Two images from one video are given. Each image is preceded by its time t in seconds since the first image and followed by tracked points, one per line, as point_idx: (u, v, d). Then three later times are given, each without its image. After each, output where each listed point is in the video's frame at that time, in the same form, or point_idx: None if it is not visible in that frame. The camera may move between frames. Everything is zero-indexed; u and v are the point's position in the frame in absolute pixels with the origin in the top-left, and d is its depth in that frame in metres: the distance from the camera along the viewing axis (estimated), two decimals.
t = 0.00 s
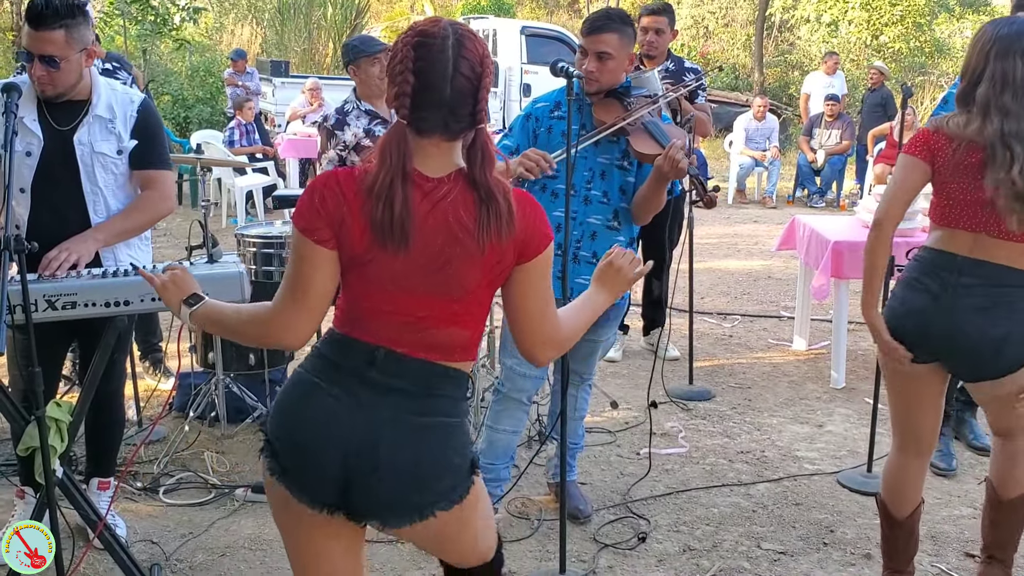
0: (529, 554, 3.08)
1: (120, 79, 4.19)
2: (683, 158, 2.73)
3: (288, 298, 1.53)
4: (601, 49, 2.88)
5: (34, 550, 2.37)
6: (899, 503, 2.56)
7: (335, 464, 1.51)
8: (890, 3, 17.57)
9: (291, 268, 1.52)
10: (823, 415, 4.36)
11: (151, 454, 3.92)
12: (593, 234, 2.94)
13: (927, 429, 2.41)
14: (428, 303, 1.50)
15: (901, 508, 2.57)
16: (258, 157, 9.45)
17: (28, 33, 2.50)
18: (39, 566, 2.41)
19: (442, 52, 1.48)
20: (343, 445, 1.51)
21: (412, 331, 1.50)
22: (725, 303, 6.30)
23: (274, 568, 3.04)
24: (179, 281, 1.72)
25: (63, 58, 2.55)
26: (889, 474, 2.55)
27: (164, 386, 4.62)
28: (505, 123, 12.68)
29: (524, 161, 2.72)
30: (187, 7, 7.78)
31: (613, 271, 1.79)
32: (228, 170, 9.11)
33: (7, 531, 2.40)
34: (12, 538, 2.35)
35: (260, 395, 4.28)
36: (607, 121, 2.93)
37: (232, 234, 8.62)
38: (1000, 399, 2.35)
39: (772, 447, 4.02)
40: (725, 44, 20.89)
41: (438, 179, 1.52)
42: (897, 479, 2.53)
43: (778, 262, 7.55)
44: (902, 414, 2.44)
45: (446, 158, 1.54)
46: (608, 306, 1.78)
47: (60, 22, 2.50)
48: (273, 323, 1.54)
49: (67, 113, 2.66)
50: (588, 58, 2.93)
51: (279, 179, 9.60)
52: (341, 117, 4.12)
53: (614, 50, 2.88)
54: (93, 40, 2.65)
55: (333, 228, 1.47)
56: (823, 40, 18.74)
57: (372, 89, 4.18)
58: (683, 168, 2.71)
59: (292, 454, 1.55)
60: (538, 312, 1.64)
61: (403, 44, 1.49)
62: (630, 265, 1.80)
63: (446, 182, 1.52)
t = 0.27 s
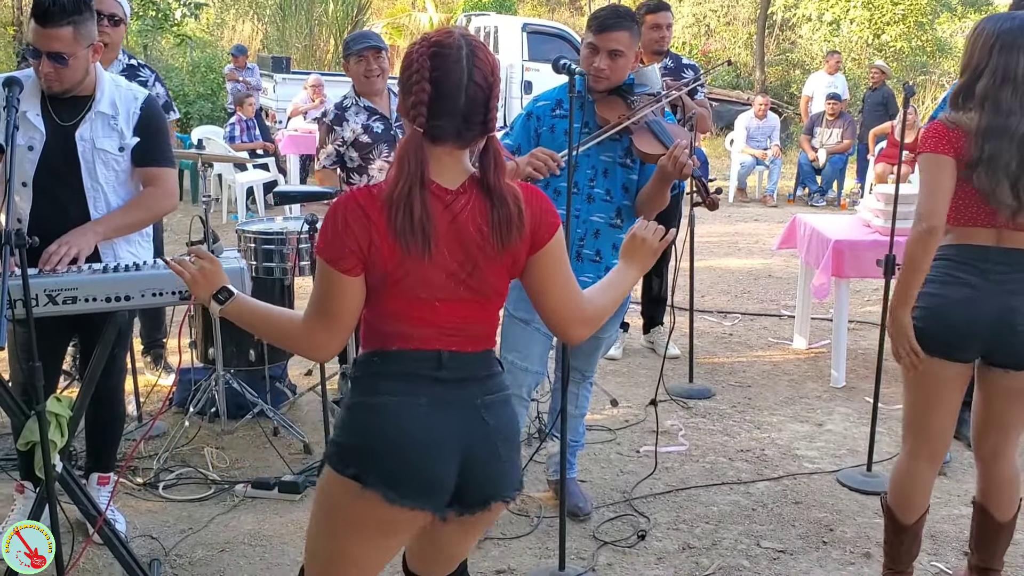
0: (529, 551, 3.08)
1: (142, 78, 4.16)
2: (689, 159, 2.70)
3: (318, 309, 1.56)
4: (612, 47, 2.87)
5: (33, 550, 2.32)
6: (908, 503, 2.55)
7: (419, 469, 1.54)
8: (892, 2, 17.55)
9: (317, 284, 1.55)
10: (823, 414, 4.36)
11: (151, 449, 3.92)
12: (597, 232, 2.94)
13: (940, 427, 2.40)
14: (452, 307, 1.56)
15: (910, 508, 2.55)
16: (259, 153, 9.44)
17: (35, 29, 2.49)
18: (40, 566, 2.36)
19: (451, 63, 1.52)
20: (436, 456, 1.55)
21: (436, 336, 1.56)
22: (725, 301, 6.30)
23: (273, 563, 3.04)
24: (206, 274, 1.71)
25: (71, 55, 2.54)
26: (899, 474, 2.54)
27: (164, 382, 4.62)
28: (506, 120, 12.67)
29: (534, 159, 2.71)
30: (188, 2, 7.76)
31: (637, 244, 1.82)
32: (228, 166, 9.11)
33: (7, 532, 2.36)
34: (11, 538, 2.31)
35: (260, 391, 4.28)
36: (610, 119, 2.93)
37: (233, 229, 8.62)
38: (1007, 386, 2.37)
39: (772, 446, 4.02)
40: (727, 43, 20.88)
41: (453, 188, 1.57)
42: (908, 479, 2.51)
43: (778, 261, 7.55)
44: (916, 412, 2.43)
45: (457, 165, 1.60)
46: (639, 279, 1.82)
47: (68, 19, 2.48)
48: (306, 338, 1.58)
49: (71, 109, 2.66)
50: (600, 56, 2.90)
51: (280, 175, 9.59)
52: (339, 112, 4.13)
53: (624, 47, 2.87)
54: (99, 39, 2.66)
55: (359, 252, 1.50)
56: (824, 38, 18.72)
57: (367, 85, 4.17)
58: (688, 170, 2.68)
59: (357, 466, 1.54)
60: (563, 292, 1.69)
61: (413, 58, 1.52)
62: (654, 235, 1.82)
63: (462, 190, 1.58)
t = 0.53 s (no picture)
0: (527, 550, 3.09)
1: (165, 81, 4.12)
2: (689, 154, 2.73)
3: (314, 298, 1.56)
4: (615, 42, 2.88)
5: (33, 550, 2.32)
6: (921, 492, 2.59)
7: (440, 463, 1.59)
8: (892, 2, 17.56)
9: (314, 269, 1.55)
10: (821, 414, 4.37)
11: (150, 446, 3.93)
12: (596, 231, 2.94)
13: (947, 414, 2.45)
14: (449, 295, 1.58)
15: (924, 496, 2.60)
16: (259, 150, 9.44)
17: (45, 30, 2.49)
18: (40, 566, 2.36)
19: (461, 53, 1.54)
20: (445, 435, 1.59)
21: (432, 326, 1.58)
22: (724, 301, 6.31)
23: (272, 561, 3.05)
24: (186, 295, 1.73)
25: (83, 56, 2.56)
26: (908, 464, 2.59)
27: (163, 379, 4.63)
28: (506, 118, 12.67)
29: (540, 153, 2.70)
30: None
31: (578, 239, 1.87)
32: (228, 163, 9.11)
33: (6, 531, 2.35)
34: (12, 539, 2.30)
35: (260, 388, 4.29)
36: (607, 116, 2.96)
37: (232, 227, 8.63)
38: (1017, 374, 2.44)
39: (770, 446, 4.03)
40: (727, 42, 20.88)
41: (456, 173, 1.58)
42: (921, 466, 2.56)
43: (777, 261, 7.56)
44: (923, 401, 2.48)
45: (461, 151, 1.60)
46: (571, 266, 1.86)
47: (79, 20, 2.50)
48: (300, 326, 1.58)
49: (75, 109, 2.66)
50: (605, 51, 2.89)
51: (279, 173, 9.59)
52: (337, 111, 4.15)
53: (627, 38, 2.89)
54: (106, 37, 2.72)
55: (360, 229, 1.50)
56: (824, 39, 18.72)
57: (363, 83, 4.16)
58: (689, 166, 2.70)
59: (383, 470, 1.59)
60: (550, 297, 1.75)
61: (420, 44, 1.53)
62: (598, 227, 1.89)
63: (464, 176, 1.59)
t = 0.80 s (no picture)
0: (525, 548, 3.10)
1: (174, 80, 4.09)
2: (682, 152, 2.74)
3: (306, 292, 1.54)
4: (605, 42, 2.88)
5: (33, 550, 2.30)
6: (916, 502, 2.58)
7: (356, 468, 1.60)
8: (893, 2, 17.55)
9: (310, 264, 1.54)
10: (819, 413, 4.38)
11: (150, 444, 3.94)
12: (589, 229, 2.96)
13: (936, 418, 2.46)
14: (445, 292, 1.59)
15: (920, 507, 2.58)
16: (259, 148, 9.44)
17: (46, 29, 2.50)
18: (40, 566, 2.33)
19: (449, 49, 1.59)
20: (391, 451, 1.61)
21: (427, 321, 1.59)
22: (723, 300, 6.31)
23: (271, 558, 3.05)
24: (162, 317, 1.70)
25: (85, 54, 2.57)
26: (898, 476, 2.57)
27: (163, 377, 4.64)
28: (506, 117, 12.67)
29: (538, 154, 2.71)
30: None
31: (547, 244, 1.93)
32: (228, 161, 9.11)
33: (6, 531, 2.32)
34: (12, 538, 2.27)
35: (259, 386, 4.30)
36: (600, 115, 2.97)
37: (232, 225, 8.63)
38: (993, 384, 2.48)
39: (768, 444, 4.04)
40: (727, 41, 20.87)
41: (449, 169, 1.62)
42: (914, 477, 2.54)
43: (777, 260, 7.57)
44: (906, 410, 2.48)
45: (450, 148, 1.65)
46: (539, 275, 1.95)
47: (81, 18, 2.51)
48: (303, 324, 1.52)
49: (76, 106, 2.67)
50: (596, 50, 2.89)
51: (279, 171, 9.59)
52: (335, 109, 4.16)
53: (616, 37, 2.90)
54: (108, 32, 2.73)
55: (363, 219, 1.51)
56: (824, 38, 18.72)
57: (359, 81, 4.15)
58: (683, 163, 2.72)
59: (311, 451, 1.63)
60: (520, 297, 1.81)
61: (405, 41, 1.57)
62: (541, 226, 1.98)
63: (456, 171, 1.63)
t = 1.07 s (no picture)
0: (524, 544, 3.10)
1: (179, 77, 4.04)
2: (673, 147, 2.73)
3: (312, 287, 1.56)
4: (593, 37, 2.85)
5: (33, 550, 2.26)
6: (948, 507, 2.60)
7: (390, 444, 1.60)
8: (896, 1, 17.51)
9: (313, 260, 1.54)
10: (819, 411, 4.38)
11: (150, 440, 3.95)
12: (579, 225, 2.95)
13: (960, 420, 2.50)
14: (439, 275, 1.65)
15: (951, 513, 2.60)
16: (261, 145, 9.45)
17: (46, 25, 2.50)
18: (39, 567, 2.29)
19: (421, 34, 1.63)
20: (405, 429, 1.61)
21: (425, 303, 1.64)
22: (724, 298, 6.32)
23: (270, 554, 3.06)
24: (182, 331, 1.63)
25: (85, 50, 2.57)
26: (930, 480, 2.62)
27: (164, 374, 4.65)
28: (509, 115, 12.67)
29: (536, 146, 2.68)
30: None
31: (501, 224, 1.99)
32: (230, 158, 9.12)
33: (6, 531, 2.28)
34: (11, 538, 2.23)
35: (259, 383, 4.31)
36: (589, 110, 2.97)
37: (234, 222, 8.64)
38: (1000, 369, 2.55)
39: (768, 441, 4.04)
40: (730, 40, 20.85)
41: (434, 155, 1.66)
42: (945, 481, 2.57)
43: (778, 258, 7.57)
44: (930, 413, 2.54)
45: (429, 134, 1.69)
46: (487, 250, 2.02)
47: (82, 14, 2.51)
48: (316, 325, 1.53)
49: (76, 103, 2.68)
50: (583, 48, 2.86)
51: (281, 169, 9.60)
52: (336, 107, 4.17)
53: (604, 35, 2.87)
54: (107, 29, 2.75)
55: (372, 216, 1.52)
56: (827, 36, 18.69)
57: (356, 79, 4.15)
58: (674, 158, 2.71)
59: (327, 444, 1.58)
60: (489, 278, 1.88)
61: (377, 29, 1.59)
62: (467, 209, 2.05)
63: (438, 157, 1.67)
